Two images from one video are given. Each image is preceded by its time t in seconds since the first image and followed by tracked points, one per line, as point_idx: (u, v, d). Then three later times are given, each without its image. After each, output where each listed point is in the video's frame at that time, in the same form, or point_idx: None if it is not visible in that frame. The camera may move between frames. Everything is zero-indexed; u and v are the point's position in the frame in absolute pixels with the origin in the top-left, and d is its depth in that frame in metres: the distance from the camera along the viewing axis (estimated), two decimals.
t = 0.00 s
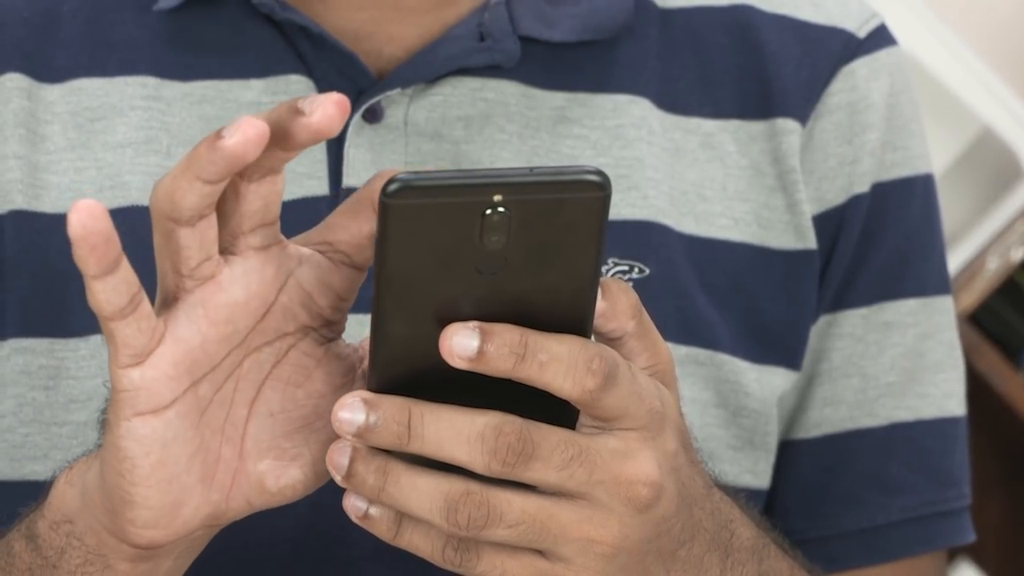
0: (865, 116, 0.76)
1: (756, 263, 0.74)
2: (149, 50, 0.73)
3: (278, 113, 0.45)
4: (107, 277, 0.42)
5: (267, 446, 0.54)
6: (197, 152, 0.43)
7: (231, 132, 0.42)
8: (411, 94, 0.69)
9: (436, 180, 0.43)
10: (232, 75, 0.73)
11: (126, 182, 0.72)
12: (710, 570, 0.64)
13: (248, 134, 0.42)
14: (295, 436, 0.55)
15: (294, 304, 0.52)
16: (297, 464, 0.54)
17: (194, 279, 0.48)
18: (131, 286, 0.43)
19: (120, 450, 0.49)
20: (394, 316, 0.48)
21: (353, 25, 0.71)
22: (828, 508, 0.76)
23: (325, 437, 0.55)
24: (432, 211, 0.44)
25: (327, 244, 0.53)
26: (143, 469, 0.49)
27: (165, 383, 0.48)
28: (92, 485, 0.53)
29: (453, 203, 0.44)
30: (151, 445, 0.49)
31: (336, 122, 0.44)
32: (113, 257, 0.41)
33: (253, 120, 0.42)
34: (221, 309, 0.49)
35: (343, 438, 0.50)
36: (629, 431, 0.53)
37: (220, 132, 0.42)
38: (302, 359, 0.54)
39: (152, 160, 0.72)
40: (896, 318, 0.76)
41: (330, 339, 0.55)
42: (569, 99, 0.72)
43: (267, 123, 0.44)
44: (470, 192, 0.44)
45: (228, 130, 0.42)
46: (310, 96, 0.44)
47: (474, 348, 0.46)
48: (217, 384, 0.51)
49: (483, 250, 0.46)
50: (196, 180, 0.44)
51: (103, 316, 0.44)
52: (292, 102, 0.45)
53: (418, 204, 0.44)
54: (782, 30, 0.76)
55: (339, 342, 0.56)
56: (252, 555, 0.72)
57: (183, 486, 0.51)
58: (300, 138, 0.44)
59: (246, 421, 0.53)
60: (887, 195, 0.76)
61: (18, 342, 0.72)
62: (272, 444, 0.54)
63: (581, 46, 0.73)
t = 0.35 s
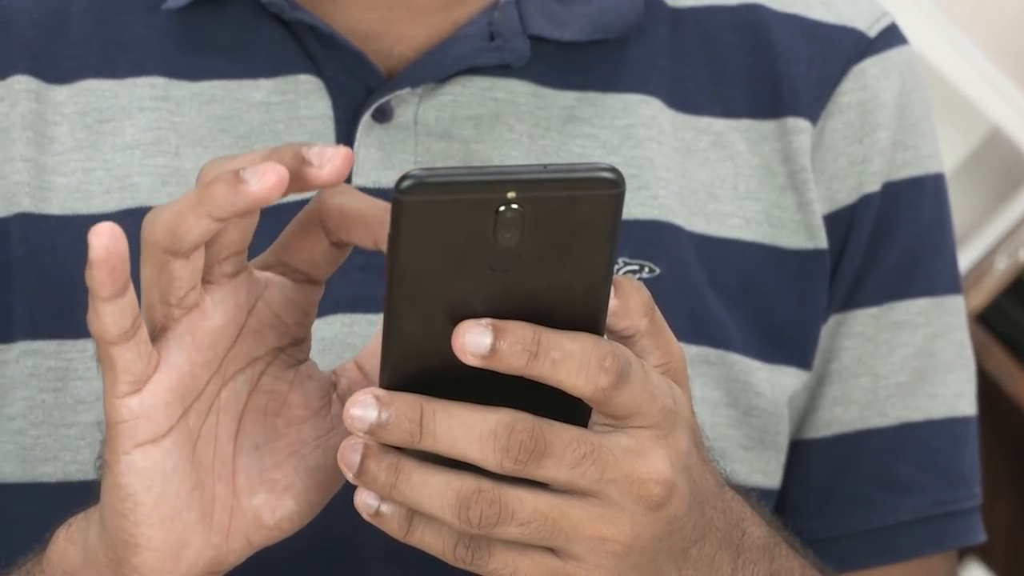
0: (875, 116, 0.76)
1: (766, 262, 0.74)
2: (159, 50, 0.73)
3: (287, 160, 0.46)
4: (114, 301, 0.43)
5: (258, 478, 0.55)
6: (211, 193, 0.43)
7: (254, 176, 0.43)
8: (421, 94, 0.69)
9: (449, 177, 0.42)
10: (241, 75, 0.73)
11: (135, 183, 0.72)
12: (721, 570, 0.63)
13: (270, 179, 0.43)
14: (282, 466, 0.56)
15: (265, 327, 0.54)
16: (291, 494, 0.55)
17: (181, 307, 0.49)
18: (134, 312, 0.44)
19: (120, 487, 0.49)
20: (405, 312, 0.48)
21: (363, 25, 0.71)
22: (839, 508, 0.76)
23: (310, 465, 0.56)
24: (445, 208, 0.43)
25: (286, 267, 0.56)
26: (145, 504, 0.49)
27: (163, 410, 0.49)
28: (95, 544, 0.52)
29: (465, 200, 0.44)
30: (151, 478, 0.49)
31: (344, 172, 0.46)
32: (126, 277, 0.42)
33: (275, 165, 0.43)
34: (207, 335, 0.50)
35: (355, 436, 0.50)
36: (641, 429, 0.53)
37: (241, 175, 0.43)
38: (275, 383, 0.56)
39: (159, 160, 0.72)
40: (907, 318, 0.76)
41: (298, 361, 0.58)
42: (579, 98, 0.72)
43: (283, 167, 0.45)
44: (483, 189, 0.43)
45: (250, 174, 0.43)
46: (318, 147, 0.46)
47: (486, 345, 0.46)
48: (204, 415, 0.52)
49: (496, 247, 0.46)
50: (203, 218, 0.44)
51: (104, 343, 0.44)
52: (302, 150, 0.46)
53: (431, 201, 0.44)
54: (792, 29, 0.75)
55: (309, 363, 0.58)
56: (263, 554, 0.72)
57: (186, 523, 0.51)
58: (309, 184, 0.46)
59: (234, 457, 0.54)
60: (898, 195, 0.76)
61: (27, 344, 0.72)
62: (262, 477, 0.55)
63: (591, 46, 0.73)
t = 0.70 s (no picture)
0: (885, 114, 0.76)
1: (777, 261, 0.74)
2: (166, 49, 0.73)
3: (280, 258, 0.47)
4: (107, 389, 0.44)
5: (245, 543, 0.55)
6: (205, 287, 0.44)
7: (250, 275, 0.43)
8: (430, 92, 0.69)
9: (459, 174, 0.42)
10: (249, 73, 0.72)
11: (143, 182, 0.72)
12: (731, 568, 0.63)
13: (266, 280, 0.43)
14: (268, 531, 0.56)
15: (248, 396, 0.54)
16: (277, 558, 0.56)
17: (167, 386, 0.50)
18: (124, 399, 0.45)
19: (112, 562, 0.50)
20: (416, 310, 0.48)
21: (372, 23, 0.71)
22: (850, 507, 0.76)
23: (296, 529, 0.57)
24: (456, 204, 0.43)
25: (264, 338, 0.55)
26: None
27: (152, 488, 0.50)
28: None
29: (476, 198, 0.44)
30: (142, 554, 0.50)
31: (335, 268, 0.46)
32: (118, 367, 0.43)
33: (271, 264, 0.43)
34: (195, 412, 0.51)
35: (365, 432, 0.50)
36: (651, 427, 0.52)
37: (237, 271, 0.43)
38: (258, 450, 0.56)
39: (166, 159, 0.72)
40: (918, 316, 0.76)
41: (280, 425, 0.58)
42: (588, 96, 0.72)
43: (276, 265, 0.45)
44: (494, 186, 0.43)
45: (248, 272, 0.43)
46: (310, 244, 0.46)
47: (497, 342, 0.46)
48: (191, 486, 0.53)
49: (507, 244, 0.46)
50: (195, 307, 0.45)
51: (95, 426, 0.46)
52: (294, 247, 0.46)
53: (442, 198, 0.43)
54: (801, 27, 0.75)
55: (291, 427, 0.58)
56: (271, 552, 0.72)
57: None
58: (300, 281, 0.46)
59: (219, 523, 0.55)
60: (908, 193, 0.76)
61: (36, 344, 0.72)
62: (249, 541, 0.56)
63: (601, 44, 0.72)
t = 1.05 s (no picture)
0: (895, 113, 0.76)
1: (787, 260, 0.74)
2: (177, 47, 0.73)
3: (327, 240, 0.47)
4: (151, 367, 0.45)
5: (265, 539, 0.56)
6: (252, 266, 0.45)
7: (298, 253, 0.44)
8: (441, 91, 0.69)
9: (473, 169, 0.42)
10: (260, 71, 0.72)
11: (153, 179, 0.72)
12: (743, 565, 0.63)
13: (313, 257, 0.44)
14: (288, 529, 0.57)
15: (281, 395, 0.56)
16: (295, 557, 0.56)
17: (205, 372, 0.51)
18: (165, 380, 0.46)
19: (137, 546, 0.51)
20: (429, 304, 0.48)
21: (383, 21, 0.71)
22: (860, 506, 0.76)
23: (316, 529, 0.57)
24: (469, 199, 0.43)
25: (306, 336, 0.57)
26: (161, 563, 0.51)
27: (186, 474, 0.50)
28: None
29: (490, 193, 0.43)
30: (170, 539, 0.51)
31: (381, 255, 0.47)
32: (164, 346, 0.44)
33: (318, 243, 0.45)
34: (230, 401, 0.52)
35: (378, 427, 0.50)
36: (663, 423, 0.52)
37: (284, 250, 0.45)
38: (288, 448, 0.57)
39: (178, 156, 0.72)
40: (928, 315, 0.76)
41: (308, 426, 0.59)
42: (599, 94, 0.72)
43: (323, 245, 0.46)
44: (507, 181, 0.43)
45: (294, 250, 0.44)
46: (359, 228, 0.47)
47: (509, 337, 0.46)
48: (219, 476, 0.54)
49: (520, 240, 0.46)
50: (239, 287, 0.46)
51: (135, 407, 0.47)
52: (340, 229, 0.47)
53: (456, 193, 0.43)
54: (811, 27, 0.75)
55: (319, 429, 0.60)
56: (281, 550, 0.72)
57: None
58: (344, 263, 0.47)
59: (242, 517, 0.55)
60: (918, 192, 0.76)
61: (46, 342, 0.72)
62: (268, 538, 0.56)
63: (611, 42, 0.73)
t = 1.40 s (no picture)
0: (905, 113, 0.76)
1: (797, 260, 0.74)
2: (188, 46, 0.73)
3: (312, 216, 0.46)
4: (138, 355, 0.44)
5: (270, 521, 0.56)
6: (232, 246, 0.44)
7: (273, 229, 0.43)
8: (451, 90, 0.69)
9: (477, 171, 0.42)
10: (271, 70, 0.72)
11: (164, 178, 0.72)
12: (751, 565, 0.63)
13: (290, 233, 0.43)
14: (294, 510, 0.57)
15: (289, 376, 0.55)
16: (300, 538, 0.57)
17: (202, 356, 0.50)
18: (155, 367, 0.45)
19: (134, 531, 0.51)
20: (432, 307, 0.48)
21: (394, 20, 0.71)
22: (869, 506, 0.76)
23: (322, 510, 0.58)
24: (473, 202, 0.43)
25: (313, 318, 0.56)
26: (156, 549, 0.51)
27: (181, 461, 0.50)
28: None
29: (493, 195, 0.44)
30: (165, 525, 0.51)
31: (367, 224, 0.45)
32: (150, 333, 0.43)
33: (295, 218, 0.43)
34: (228, 385, 0.51)
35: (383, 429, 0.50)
36: (669, 423, 0.52)
37: (260, 228, 0.44)
38: (294, 431, 0.57)
39: (188, 155, 0.72)
40: (937, 316, 0.76)
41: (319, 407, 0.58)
42: (610, 94, 0.72)
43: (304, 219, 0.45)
44: (510, 184, 0.44)
45: (271, 227, 0.43)
46: (341, 200, 0.45)
47: (514, 340, 0.46)
48: (222, 461, 0.53)
49: (524, 242, 0.46)
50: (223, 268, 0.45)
51: (127, 395, 0.46)
52: (324, 205, 0.46)
53: (459, 195, 0.43)
54: (821, 27, 0.76)
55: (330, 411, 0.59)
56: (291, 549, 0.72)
57: (195, 567, 0.53)
58: (329, 238, 0.46)
59: (247, 498, 0.55)
60: (928, 193, 0.76)
61: (57, 340, 0.72)
62: (273, 520, 0.56)
63: (622, 42, 0.73)
